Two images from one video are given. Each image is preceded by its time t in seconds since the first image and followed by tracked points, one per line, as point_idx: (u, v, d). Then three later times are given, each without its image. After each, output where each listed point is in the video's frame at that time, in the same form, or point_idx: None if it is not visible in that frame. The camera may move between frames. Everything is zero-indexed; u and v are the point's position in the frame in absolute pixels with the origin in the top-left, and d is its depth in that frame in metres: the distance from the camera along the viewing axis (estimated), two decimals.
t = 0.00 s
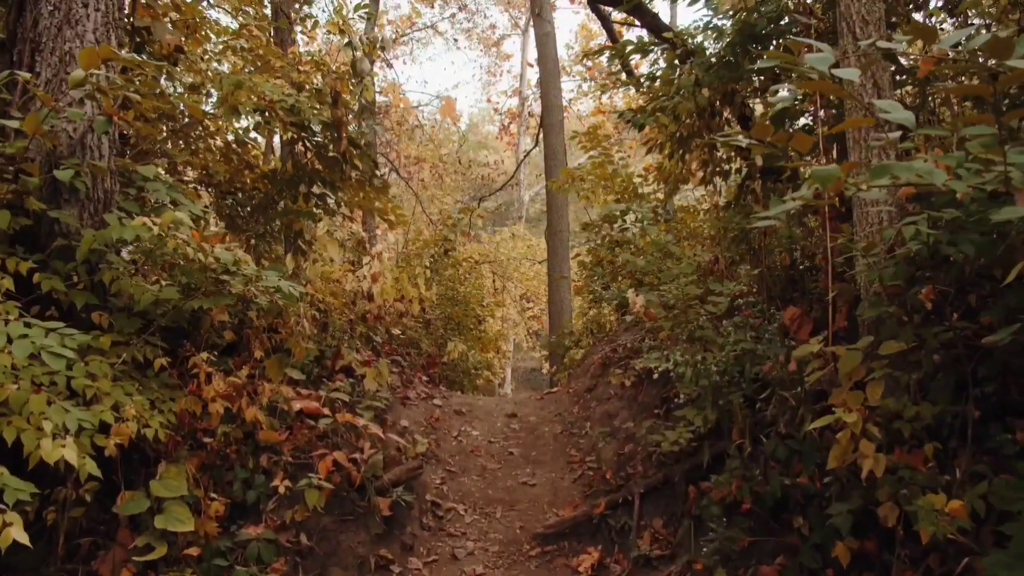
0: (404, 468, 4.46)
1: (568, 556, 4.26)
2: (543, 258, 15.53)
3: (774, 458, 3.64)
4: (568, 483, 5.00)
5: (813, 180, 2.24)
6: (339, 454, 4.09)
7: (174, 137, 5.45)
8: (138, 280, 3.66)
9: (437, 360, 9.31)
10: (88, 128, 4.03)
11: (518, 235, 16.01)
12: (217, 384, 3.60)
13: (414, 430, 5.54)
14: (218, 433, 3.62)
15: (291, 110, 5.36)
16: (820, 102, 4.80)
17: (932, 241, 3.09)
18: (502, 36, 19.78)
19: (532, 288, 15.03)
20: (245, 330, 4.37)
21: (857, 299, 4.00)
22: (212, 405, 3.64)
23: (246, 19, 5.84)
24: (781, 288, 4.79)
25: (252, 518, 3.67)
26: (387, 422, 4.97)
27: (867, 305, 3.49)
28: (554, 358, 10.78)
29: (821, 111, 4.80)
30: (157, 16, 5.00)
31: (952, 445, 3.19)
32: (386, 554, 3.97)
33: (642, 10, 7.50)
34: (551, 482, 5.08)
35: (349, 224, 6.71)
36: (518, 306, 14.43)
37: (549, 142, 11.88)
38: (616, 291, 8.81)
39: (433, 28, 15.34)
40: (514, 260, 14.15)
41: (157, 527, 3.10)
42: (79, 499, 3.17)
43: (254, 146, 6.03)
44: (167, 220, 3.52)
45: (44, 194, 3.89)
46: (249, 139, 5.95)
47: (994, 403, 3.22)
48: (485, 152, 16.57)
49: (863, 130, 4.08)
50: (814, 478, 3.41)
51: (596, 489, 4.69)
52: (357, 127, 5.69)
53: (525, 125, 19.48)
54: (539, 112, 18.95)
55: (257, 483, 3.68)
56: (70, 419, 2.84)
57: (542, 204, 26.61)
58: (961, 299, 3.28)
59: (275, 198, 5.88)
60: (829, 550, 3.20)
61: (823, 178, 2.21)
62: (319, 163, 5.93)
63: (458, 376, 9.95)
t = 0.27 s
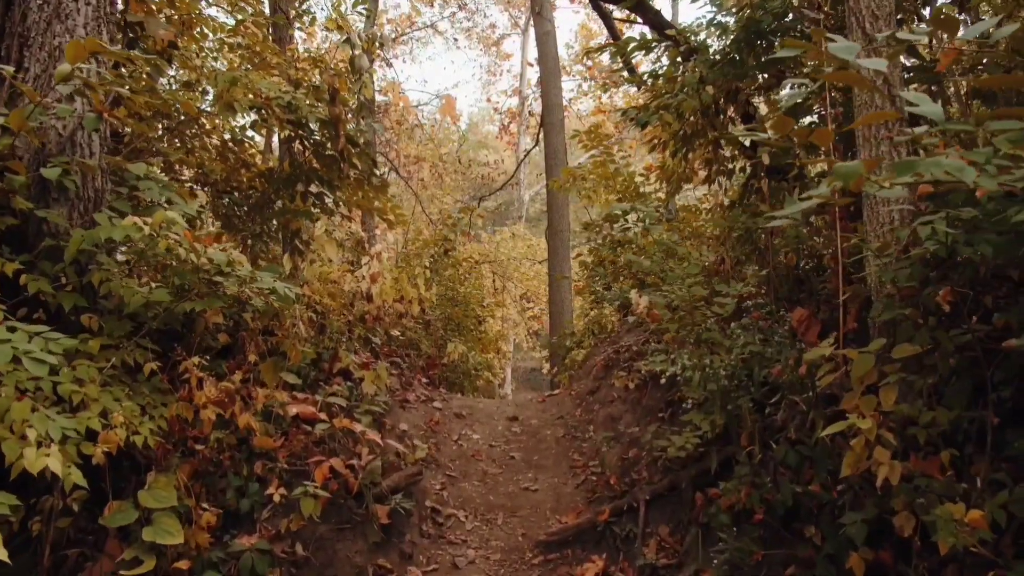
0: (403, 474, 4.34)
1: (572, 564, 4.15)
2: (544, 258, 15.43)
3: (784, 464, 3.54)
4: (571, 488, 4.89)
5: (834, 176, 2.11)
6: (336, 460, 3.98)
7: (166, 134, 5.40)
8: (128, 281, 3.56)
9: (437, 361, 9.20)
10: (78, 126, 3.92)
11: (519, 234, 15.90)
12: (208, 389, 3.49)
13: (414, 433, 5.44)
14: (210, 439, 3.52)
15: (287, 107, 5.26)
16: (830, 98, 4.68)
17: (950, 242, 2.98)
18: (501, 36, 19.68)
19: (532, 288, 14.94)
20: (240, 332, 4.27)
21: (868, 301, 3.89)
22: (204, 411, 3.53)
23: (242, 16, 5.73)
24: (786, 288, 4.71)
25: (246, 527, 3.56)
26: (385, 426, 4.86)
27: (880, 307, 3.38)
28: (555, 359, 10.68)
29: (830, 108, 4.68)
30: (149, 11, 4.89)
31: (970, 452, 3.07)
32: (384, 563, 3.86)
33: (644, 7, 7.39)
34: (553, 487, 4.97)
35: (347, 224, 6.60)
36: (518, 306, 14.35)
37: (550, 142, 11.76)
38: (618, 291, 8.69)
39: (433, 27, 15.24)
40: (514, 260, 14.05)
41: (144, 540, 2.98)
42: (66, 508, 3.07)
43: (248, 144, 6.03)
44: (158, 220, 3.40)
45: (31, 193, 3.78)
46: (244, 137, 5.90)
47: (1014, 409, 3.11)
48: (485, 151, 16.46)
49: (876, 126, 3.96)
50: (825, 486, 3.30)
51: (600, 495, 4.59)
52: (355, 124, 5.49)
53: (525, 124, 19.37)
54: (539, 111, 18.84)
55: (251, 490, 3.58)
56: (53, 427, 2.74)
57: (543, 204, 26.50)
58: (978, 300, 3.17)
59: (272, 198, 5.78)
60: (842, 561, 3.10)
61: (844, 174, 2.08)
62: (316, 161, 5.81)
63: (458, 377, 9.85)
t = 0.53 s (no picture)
0: (402, 481, 4.21)
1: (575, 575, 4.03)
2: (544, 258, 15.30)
3: (797, 472, 3.42)
4: (574, 494, 4.76)
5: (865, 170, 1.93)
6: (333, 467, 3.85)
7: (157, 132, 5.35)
8: (116, 282, 3.43)
9: (437, 363, 9.08)
10: (66, 121, 3.80)
11: (519, 234, 15.78)
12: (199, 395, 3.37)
13: (413, 438, 5.31)
14: (201, 446, 3.39)
15: (284, 103, 5.13)
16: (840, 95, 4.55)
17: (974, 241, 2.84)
18: (501, 35, 19.55)
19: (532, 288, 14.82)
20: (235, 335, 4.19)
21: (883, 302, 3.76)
22: (194, 416, 3.40)
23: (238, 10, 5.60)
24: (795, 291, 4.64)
25: (240, 537, 3.43)
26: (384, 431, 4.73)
27: (897, 309, 3.25)
28: (556, 360, 10.58)
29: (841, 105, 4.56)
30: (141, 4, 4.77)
31: (993, 461, 2.95)
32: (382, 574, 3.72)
33: (647, 3, 7.27)
34: (556, 494, 4.84)
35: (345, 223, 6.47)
36: (518, 306, 14.23)
37: (551, 141, 11.62)
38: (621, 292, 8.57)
39: (433, 26, 15.12)
40: (514, 260, 13.92)
41: (131, 553, 2.85)
42: (50, 519, 2.95)
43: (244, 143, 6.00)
44: (147, 218, 3.28)
45: (17, 191, 3.66)
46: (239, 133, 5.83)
47: None
48: (485, 151, 16.33)
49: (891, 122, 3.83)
50: (840, 495, 3.18)
51: (604, 502, 4.46)
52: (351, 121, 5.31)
53: (526, 124, 19.24)
54: (540, 111, 18.71)
55: (244, 499, 3.45)
56: (33, 436, 2.62)
57: (543, 204, 26.38)
58: (1002, 302, 3.04)
59: (268, 197, 5.65)
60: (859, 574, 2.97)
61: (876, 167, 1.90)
62: (313, 159, 5.67)
63: (458, 379, 9.72)
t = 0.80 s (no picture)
0: (401, 487, 4.09)
1: None
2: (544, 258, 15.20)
3: (809, 479, 3.31)
4: (578, 500, 4.65)
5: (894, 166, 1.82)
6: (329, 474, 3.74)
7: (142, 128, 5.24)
8: (106, 283, 3.33)
9: (437, 364, 8.97)
10: (54, 117, 3.71)
11: (518, 234, 15.66)
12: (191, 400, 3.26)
13: (412, 442, 5.20)
14: (194, 453, 3.28)
15: (280, 100, 5.02)
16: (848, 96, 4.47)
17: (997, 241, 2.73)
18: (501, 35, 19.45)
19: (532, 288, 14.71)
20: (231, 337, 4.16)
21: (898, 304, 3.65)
22: (186, 421, 3.29)
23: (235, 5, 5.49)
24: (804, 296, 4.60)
25: (233, 547, 3.32)
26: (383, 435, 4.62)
27: (914, 311, 3.14)
28: (555, 361, 10.56)
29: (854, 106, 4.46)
30: None
31: (1016, 470, 2.83)
32: None
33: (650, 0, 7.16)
34: (559, 499, 4.73)
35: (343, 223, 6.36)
36: (518, 307, 14.14)
37: (552, 140, 11.50)
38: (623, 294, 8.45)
39: (433, 26, 15.01)
40: (514, 260, 13.81)
41: (119, 565, 2.74)
42: (36, 529, 2.84)
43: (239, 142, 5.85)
44: (137, 217, 3.17)
45: (4, 189, 3.57)
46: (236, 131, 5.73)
47: None
48: (485, 151, 16.23)
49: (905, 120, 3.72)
50: (855, 504, 3.07)
51: (608, 509, 4.35)
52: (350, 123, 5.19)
53: (526, 124, 19.14)
54: (540, 111, 18.60)
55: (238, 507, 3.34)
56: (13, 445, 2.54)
57: (543, 204, 26.28)
58: None
59: (265, 196, 5.54)
60: None
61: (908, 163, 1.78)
62: (310, 157, 5.55)
63: (458, 381, 9.61)
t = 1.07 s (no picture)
0: (401, 496, 3.96)
1: None
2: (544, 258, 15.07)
3: (823, 489, 3.19)
4: (581, 508, 4.52)
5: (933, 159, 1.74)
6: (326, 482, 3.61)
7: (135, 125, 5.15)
8: (93, 286, 3.21)
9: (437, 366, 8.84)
10: (40, 114, 3.59)
11: (519, 234, 15.54)
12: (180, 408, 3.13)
13: (412, 447, 5.07)
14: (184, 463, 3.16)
15: (276, 96, 4.88)
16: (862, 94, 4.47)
17: None
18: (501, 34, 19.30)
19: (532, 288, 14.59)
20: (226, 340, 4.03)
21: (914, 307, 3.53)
22: (176, 428, 3.17)
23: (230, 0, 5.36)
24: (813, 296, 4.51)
25: (225, 560, 3.20)
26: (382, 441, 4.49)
27: (934, 316, 3.01)
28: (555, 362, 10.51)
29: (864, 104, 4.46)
30: None
31: None
32: None
33: None
34: (562, 507, 4.60)
35: (341, 223, 6.23)
36: (518, 307, 14.03)
37: (552, 139, 11.35)
38: (625, 295, 8.32)
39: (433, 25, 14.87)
40: (514, 260, 13.69)
41: None
42: (18, 544, 2.72)
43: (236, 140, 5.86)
44: (124, 218, 3.05)
45: None
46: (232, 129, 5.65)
47: None
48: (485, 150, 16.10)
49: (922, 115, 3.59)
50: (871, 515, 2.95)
51: (613, 517, 4.22)
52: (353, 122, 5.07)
53: (526, 123, 19.00)
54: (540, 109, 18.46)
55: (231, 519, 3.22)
56: None
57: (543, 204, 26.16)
58: None
59: (260, 195, 5.41)
60: None
61: (949, 156, 1.70)
62: (307, 155, 5.42)
63: (458, 383, 9.48)
